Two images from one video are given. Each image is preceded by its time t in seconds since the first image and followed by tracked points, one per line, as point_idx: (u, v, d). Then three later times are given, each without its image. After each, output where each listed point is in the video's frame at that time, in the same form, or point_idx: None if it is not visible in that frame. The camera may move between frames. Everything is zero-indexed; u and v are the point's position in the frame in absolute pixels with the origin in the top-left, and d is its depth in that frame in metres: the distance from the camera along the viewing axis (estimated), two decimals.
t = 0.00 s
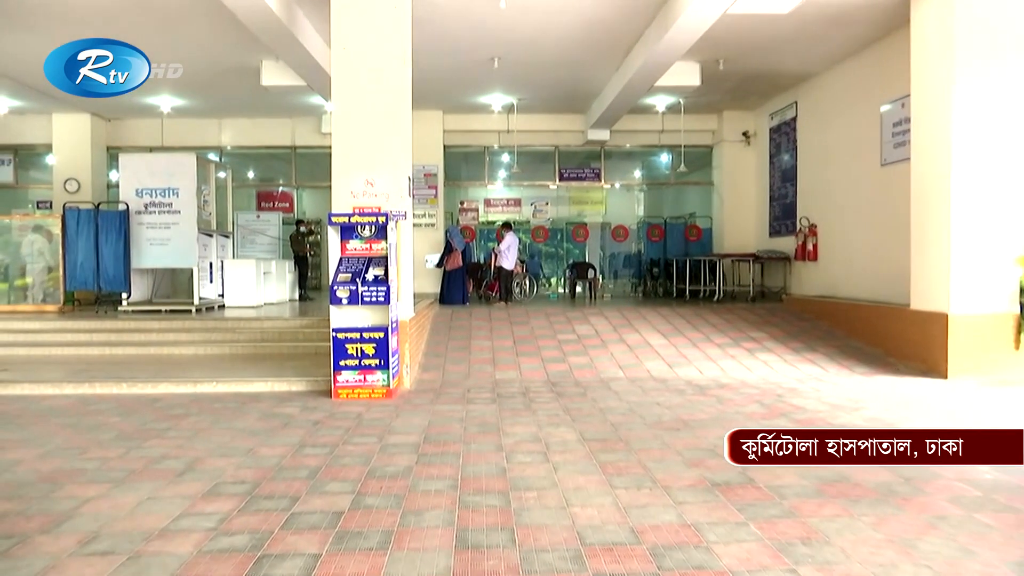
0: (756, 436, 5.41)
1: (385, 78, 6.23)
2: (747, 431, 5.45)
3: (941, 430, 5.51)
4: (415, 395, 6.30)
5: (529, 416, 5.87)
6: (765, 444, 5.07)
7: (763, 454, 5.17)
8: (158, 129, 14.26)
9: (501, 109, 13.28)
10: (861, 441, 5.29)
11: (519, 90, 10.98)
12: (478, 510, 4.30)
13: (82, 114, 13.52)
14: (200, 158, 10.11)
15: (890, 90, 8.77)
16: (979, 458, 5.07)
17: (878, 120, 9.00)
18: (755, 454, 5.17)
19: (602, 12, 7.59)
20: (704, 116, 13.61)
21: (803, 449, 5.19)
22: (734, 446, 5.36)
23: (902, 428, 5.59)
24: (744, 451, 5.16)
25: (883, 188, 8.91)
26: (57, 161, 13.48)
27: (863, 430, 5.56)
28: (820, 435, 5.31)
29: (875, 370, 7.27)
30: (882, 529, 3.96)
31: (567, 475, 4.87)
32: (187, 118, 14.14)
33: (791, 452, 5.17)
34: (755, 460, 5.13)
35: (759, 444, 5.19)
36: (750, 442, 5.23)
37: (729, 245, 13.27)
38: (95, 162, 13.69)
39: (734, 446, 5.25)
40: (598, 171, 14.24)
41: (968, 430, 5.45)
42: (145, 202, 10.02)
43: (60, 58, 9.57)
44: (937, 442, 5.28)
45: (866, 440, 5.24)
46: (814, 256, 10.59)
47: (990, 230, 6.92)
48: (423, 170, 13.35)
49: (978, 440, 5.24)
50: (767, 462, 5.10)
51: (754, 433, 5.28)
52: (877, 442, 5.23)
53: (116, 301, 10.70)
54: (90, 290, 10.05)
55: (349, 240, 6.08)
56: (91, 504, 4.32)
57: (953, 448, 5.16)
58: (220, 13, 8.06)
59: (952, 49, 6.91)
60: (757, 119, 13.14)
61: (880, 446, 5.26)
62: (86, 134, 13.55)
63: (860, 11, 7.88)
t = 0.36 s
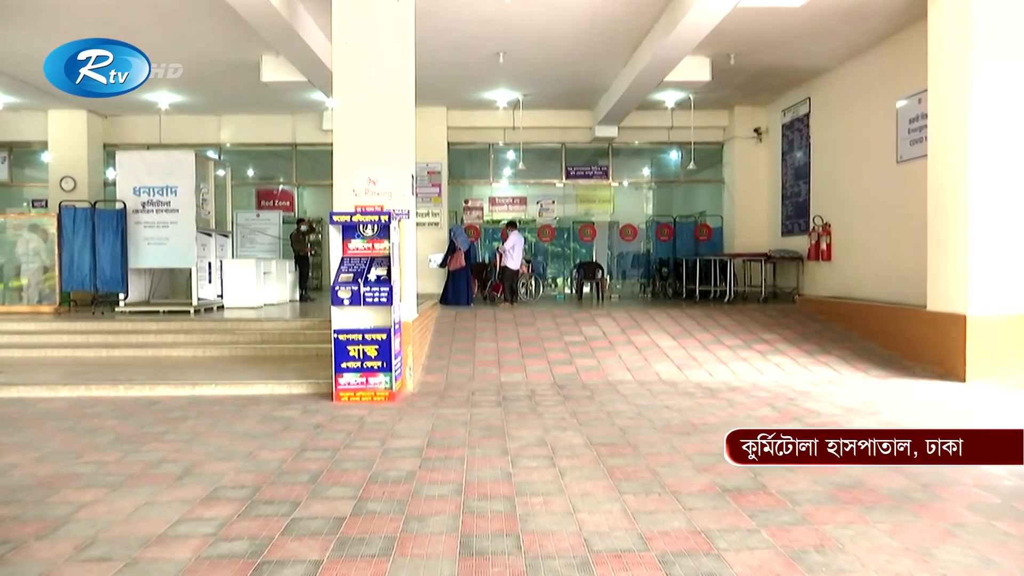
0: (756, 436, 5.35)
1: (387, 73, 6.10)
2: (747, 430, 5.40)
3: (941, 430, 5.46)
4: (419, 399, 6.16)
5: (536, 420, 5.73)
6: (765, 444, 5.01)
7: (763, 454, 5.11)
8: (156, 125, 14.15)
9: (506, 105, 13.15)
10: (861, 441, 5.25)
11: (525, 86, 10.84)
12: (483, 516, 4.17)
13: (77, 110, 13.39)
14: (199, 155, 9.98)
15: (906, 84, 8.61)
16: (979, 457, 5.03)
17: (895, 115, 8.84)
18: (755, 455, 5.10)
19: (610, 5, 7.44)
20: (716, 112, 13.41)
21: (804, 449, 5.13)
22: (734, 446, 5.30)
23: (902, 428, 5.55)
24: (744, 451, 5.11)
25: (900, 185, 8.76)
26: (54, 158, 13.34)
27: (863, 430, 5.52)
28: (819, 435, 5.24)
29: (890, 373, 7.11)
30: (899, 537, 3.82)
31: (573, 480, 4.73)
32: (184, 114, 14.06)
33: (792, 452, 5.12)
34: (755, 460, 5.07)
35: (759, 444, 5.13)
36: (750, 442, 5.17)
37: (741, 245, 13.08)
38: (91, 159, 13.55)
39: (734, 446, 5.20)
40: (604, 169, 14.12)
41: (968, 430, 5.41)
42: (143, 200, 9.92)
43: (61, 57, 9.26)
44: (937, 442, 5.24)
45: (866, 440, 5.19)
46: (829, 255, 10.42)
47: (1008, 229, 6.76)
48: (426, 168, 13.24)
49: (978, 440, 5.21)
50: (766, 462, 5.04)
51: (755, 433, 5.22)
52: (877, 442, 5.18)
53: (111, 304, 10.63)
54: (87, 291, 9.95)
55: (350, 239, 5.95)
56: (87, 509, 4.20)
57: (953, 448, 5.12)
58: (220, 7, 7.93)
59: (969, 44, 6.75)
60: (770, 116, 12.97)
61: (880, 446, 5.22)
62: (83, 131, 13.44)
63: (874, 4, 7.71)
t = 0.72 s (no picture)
0: (757, 435, 5.33)
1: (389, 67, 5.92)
2: (747, 430, 5.37)
3: (941, 430, 5.43)
4: (422, 404, 5.95)
5: (542, 426, 5.54)
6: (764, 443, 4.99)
7: (763, 454, 5.09)
8: (151, 121, 14.01)
9: (512, 101, 12.94)
10: (861, 441, 5.23)
11: (531, 80, 10.67)
12: (488, 524, 3.99)
13: (71, 106, 13.23)
14: (194, 152, 9.79)
15: (927, 79, 8.42)
16: (980, 459, 4.99)
17: (914, 111, 8.64)
18: (755, 454, 5.08)
19: None
20: (726, 108, 13.20)
21: (804, 450, 5.10)
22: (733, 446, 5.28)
23: (903, 428, 5.51)
24: (743, 451, 5.08)
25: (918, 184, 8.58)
26: (45, 156, 13.21)
27: (863, 431, 5.49)
28: (819, 435, 5.22)
29: (910, 378, 6.88)
30: (920, 549, 3.63)
31: (581, 488, 4.55)
32: (183, 110, 13.90)
33: (792, 452, 5.08)
34: (755, 460, 5.04)
35: (759, 445, 5.10)
36: (749, 442, 5.15)
37: (756, 245, 12.87)
38: (84, 157, 13.41)
39: (734, 446, 5.16)
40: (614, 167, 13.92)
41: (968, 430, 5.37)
42: (137, 199, 9.75)
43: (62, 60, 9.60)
44: (937, 442, 5.21)
45: (866, 440, 5.17)
46: (847, 256, 10.19)
47: None
48: (430, 165, 13.05)
49: (978, 440, 5.18)
50: (767, 461, 5.01)
51: (756, 433, 5.21)
52: (877, 441, 5.17)
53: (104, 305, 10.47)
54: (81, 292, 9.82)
55: (351, 239, 5.74)
56: (79, 517, 4.03)
57: (953, 448, 5.08)
58: None
59: (995, 37, 6.55)
60: (784, 111, 12.77)
61: (879, 445, 5.19)
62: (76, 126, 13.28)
63: None
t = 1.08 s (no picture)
0: (756, 436, 5.23)
1: (385, 57, 5.59)
2: (747, 430, 5.28)
3: (941, 430, 5.37)
4: (421, 414, 5.60)
5: (548, 438, 5.21)
6: (765, 443, 4.89)
7: (763, 454, 5.00)
8: (133, 114, 13.59)
9: (517, 92, 12.62)
10: (861, 441, 5.17)
11: (538, 71, 10.36)
12: (491, 543, 3.68)
13: (48, 98, 12.88)
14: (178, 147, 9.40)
15: (960, 67, 8.07)
16: (979, 458, 4.94)
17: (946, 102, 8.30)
18: (755, 455, 4.99)
19: None
20: (745, 100, 12.87)
21: (805, 450, 5.02)
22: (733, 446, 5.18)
23: (902, 428, 5.45)
24: (743, 451, 4.99)
25: (950, 181, 8.23)
26: (21, 152, 12.83)
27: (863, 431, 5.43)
28: (819, 435, 5.15)
29: (942, 388, 6.51)
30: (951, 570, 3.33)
31: (590, 504, 4.23)
32: (174, 103, 13.46)
33: (792, 452, 5.01)
34: (755, 460, 4.95)
35: (760, 445, 5.01)
36: (749, 442, 5.05)
37: (775, 244, 12.57)
38: (63, 153, 13.04)
39: (734, 446, 5.05)
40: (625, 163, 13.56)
41: (968, 431, 5.31)
42: (118, 196, 9.38)
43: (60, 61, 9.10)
44: (937, 442, 5.14)
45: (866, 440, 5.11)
46: (873, 258, 9.86)
47: None
48: (430, 161, 12.68)
49: (978, 440, 5.12)
50: (767, 462, 4.92)
51: (756, 433, 5.14)
52: (877, 441, 5.11)
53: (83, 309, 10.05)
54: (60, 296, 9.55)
55: (345, 239, 5.36)
56: (56, 535, 3.72)
57: (953, 448, 5.02)
58: None
59: None
60: (807, 104, 12.41)
61: (879, 445, 5.13)
62: (53, 120, 12.92)
63: None
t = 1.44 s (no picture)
0: (756, 436, 5.16)
1: (380, 48, 5.35)
2: (747, 430, 5.21)
3: (940, 430, 5.33)
4: (419, 422, 5.34)
5: (553, 447, 4.96)
6: (766, 443, 4.81)
7: (763, 454, 4.92)
8: (119, 108, 12.81)
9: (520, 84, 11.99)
10: (861, 441, 5.13)
11: (542, 62, 10.07)
12: (493, 557, 3.45)
13: (30, 91, 12.07)
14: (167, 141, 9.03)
15: (986, 59, 7.82)
16: (977, 457, 4.91)
17: (971, 94, 8.05)
18: (755, 455, 4.91)
19: None
20: (761, 92, 12.29)
21: (805, 450, 4.96)
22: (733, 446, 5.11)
23: (902, 429, 5.41)
24: (743, 451, 4.90)
25: (977, 177, 7.97)
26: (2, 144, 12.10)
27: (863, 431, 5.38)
28: (819, 435, 5.10)
29: (968, 395, 6.22)
30: None
31: (597, 516, 3.99)
32: (159, 95, 12.66)
33: (793, 452, 4.95)
34: (756, 460, 4.87)
35: (761, 445, 4.94)
36: (750, 442, 4.98)
37: (791, 244, 12.05)
38: (44, 147, 12.27)
39: (735, 446, 4.97)
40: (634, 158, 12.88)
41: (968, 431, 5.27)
42: (103, 194, 8.95)
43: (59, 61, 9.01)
44: (937, 442, 5.10)
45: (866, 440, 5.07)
46: (894, 257, 9.55)
47: None
48: (428, 157, 12.13)
49: (978, 440, 5.08)
50: (768, 462, 4.84)
51: (757, 434, 5.08)
52: (877, 441, 5.07)
53: (70, 308, 9.65)
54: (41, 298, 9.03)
55: (341, 238, 5.08)
56: (36, 548, 3.50)
57: (953, 448, 4.98)
58: None
59: None
60: (823, 96, 11.85)
61: (879, 446, 5.09)
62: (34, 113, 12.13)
63: None
